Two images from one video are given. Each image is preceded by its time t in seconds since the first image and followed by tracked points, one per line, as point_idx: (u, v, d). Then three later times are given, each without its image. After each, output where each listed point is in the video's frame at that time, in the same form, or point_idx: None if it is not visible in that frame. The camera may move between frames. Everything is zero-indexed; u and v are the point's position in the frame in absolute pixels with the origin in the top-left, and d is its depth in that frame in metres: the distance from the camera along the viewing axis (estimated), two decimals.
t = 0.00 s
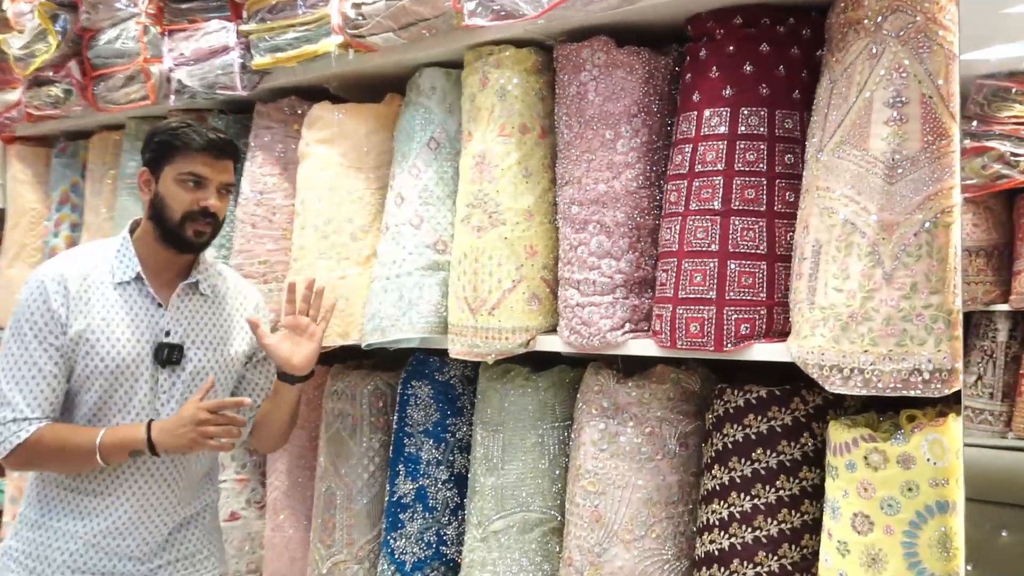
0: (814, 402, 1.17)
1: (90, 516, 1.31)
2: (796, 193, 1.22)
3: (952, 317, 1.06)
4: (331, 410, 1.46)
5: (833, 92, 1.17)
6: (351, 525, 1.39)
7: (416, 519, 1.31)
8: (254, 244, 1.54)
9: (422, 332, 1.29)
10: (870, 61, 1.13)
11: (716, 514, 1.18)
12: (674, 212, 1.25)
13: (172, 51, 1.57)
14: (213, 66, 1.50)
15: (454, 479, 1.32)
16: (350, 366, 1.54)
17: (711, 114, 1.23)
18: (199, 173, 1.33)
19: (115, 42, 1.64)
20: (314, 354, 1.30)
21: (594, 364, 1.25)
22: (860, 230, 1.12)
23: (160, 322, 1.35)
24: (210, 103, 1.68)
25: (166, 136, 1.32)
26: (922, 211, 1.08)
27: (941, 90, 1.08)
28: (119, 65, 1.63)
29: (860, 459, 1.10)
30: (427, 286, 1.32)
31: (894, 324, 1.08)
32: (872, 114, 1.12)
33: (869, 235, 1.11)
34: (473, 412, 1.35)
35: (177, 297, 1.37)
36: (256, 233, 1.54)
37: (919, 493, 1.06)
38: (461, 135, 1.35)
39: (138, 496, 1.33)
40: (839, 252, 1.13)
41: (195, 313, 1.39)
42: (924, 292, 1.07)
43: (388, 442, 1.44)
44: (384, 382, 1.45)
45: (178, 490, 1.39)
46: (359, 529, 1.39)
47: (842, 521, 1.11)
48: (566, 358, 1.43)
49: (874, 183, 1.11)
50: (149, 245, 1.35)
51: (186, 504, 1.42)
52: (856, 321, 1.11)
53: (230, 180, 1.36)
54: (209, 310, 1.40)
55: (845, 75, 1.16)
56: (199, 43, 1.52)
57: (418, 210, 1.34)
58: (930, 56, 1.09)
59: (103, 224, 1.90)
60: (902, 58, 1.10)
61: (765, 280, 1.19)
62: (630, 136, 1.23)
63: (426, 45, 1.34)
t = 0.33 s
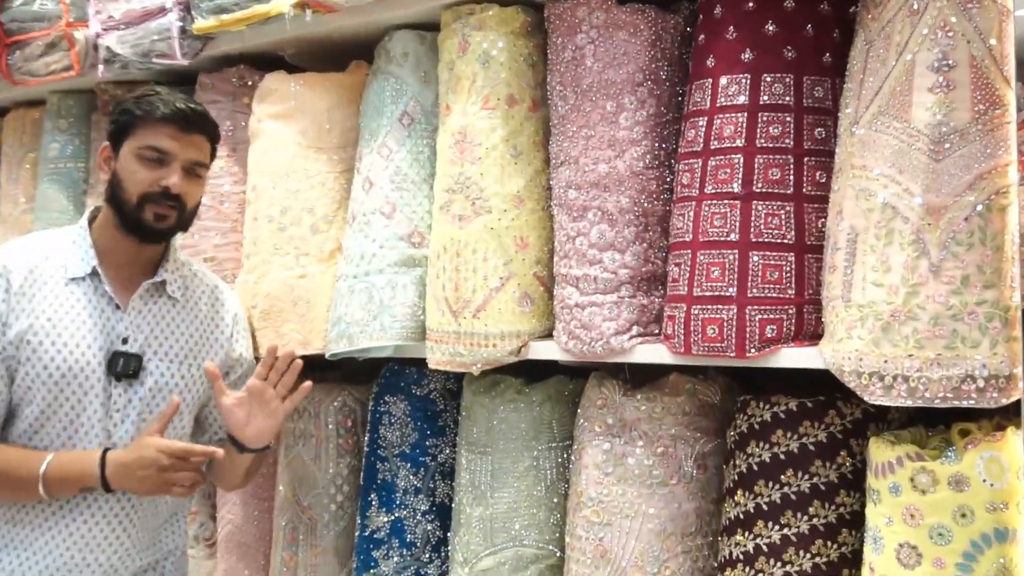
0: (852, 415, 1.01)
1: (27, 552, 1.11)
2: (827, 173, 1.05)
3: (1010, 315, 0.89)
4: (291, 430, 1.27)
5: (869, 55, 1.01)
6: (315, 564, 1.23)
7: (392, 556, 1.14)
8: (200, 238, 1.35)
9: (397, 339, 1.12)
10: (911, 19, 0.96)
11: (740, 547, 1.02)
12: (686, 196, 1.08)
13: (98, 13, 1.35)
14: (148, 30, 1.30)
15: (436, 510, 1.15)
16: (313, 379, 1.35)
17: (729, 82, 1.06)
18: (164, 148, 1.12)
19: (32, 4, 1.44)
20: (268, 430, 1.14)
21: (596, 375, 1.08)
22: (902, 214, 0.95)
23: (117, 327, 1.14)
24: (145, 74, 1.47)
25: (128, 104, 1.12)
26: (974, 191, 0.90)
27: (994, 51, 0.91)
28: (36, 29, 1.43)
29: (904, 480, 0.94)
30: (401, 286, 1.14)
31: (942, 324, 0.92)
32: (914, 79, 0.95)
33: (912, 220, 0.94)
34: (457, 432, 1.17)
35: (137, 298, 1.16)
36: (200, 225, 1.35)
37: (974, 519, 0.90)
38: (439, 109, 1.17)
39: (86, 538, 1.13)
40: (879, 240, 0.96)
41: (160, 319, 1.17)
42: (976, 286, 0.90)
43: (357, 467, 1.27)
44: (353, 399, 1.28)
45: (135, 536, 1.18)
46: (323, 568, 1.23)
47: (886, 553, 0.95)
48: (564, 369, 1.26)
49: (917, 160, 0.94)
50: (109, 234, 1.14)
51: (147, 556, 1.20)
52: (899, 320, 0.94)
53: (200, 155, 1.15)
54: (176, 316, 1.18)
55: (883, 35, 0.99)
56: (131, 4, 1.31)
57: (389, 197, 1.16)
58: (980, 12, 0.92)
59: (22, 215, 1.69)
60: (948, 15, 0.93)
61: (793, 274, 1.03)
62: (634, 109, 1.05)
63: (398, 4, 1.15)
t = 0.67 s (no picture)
0: (924, 437, 0.90)
1: None
2: (893, 164, 0.94)
3: None
4: (296, 456, 1.17)
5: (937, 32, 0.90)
6: None
7: None
8: (191, 244, 1.23)
9: (412, 354, 1.01)
10: None
11: None
12: (733, 192, 0.96)
13: None
14: (129, 14, 1.18)
15: (457, 544, 1.04)
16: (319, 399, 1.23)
17: (781, 63, 0.94)
18: (136, 133, 1.02)
19: None
20: (252, 450, 1.04)
21: (635, 394, 0.97)
22: (979, 210, 0.83)
23: (101, 338, 1.03)
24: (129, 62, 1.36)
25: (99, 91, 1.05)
26: None
27: None
28: (7, 13, 1.32)
29: (986, 510, 0.83)
30: (415, 294, 1.03)
31: None
32: (992, 58, 0.84)
33: (989, 217, 0.83)
34: (479, 457, 1.07)
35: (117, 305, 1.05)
36: (191, 229, 1.23)
37: None
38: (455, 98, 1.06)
39: None
40: (953, 240, 0.85)
41: (150, 328, 1.06)
42: None
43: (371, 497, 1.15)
44: (362, 423, 1.16)
45: None
46: None
47: None
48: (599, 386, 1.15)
49: (995, 150, 0.83)
50: (87, 236, 1.05)
51: None
52: (977, 329, 0.83)
53: (180, 140, 1.05)
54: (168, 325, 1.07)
55: (953, 10, 0.88)
56: None
57: (400, 196, 1.05)
58: None
59: None
60: None
61: (856, 278, 0.92)
62: (675, 94, 0.94)
63: None
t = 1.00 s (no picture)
0: (946, 414, 0.95)
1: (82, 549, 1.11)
2: (921, 156, 0.99)
3: None
4: (354, 429, 1.25)
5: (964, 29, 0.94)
6: (379, 567, 1.21)
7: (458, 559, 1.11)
8: (259, 232, 1.32)
9: (462, 334, 1.08)
10: None
11: (826, 552, 0.97)
12: (768, 182, 1.02)
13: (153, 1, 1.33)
14: (203, 17, 1.27)
15: (504, 511, 1.12)
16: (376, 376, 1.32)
17: (813, 60, 0.99)
18: (158, 120, 1.15)
19: None
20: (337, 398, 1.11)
21: (671, 372, 1.03)
22: (1003, 199, 0.88)
23: (144, 310, 1.14)
24: (200, 62, 1.45)
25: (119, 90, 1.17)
26: None
27: None
28: (90, 18, 1.41)
29: (1006, 483, 0.88)
30: (466, 278, 1.10)
31: None
32: (1017, 54, 0.89)
33: (1012, 205, 0.88)
34: (525, 431, 1.14)
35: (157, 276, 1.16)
36: (259, 218, 1.32)
37: None
38: (504, 94, 1.13)
39: (141, 533, 1.11)
40: (977, 228, 0.90)
41: (187, 297, 1.16)
42: None
43: (424, 467, 1.23)
44: (417, 398, 1.24)
45: (197, 530, 1.13)
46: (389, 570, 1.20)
47: (985, 560, 0.90)
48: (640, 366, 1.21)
49: (1019, 141, 0.87)
50: (127, 222, 1.17)
51: (215, 550, 1.15)
52: (999, 313, 0.88)
53: (199, 120, 1.17)
54: (206, 293, 1.17)
55: (980, 9, 0.93)
56: None
57: (453, 186, 1.12)
58: None
59: (81, 209, 1.68)
60: None
61: (884, 264, 0.97)
62: (712, 90, 1.00)
63: None
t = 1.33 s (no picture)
0: (931, 400, 1.07)
1: (127, 522, 1.27)
2: (909, 171, 1.11)
3: None
4: (410, 411, 1.41)
5: (949, 60, 1.06)
6: (429, 531, 1.36)
7: (498, 527, 1.26)
8: (325, 239, 1.49)
9: (504, 330, 1.23)
10: (992, 25, 1.00)
11: (824, 521, 1.09)
12: (773, 195, 1.15)
13: (235, 39, 1.55)
14: (278, 53, 1.47)
15: (539, 484, 1.26)
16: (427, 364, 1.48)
17: (813, 88, 1.13)
18: (180, 141, 1.31)
19: (175, 32, 1.66)
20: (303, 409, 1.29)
21: (687, 362, 1.17)
22: (982, 210, 0.99)
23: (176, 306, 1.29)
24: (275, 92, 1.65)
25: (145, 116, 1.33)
26: None
27: None
28: (182, 54, 1.66)
29: (985, 461, 0.99)
30: (507, 279, 1.25)
31: None
32: (995, 82, 0.99)
33: (992, 215, 0.98)
34: (558, 413, 1.28)
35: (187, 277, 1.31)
36: (326, 227, 1.49)
37: None
38: (540, 119, 1.28)
39: (181, 502, 1.26)
40: (959, 236, 1.01)
41: (213, 293, 1.31)
42: None
43: (468, 445, 1.39)
44: (463, 383, 1.40)
45: (231, 496, 1.29)
46: (438, 534, 1.36)
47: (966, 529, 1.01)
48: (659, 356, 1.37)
49: (998, 158, 0.98)
50: (158, 232, 1.33)
51: (247, 514, 1.31)
52: (979, 311, 0.99)
53: (216, 138, 1.33)
54: (227, 290, 1.32)
55: (963, 41, 1.04)
56: (263, 29, 1.49)
57: (495, 200, 1.27)
58: None
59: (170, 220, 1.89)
60: None
61: (875, 267, 1.10)
62: (724, 115, 1.13)
63: (503, 23, 1.27)
